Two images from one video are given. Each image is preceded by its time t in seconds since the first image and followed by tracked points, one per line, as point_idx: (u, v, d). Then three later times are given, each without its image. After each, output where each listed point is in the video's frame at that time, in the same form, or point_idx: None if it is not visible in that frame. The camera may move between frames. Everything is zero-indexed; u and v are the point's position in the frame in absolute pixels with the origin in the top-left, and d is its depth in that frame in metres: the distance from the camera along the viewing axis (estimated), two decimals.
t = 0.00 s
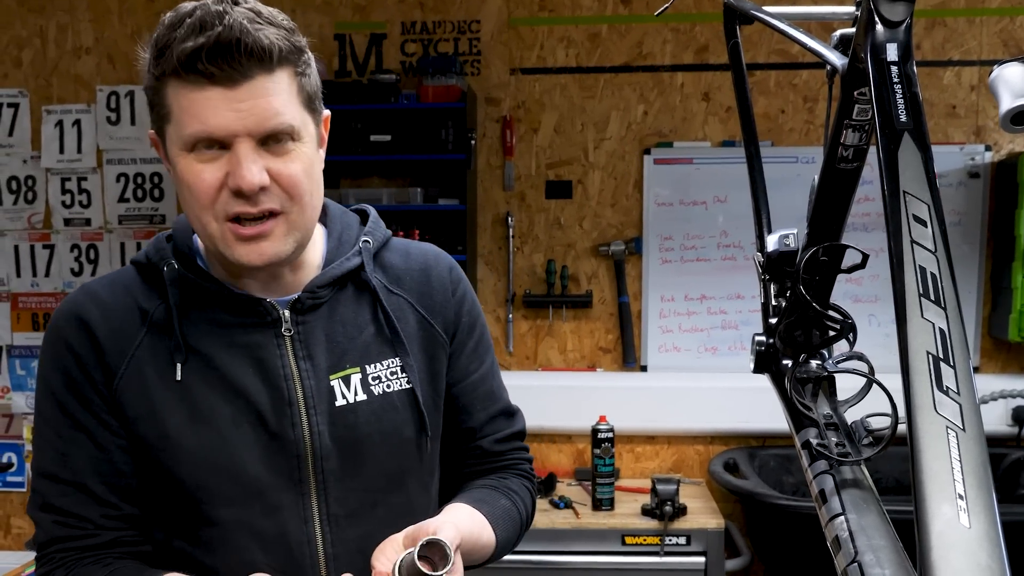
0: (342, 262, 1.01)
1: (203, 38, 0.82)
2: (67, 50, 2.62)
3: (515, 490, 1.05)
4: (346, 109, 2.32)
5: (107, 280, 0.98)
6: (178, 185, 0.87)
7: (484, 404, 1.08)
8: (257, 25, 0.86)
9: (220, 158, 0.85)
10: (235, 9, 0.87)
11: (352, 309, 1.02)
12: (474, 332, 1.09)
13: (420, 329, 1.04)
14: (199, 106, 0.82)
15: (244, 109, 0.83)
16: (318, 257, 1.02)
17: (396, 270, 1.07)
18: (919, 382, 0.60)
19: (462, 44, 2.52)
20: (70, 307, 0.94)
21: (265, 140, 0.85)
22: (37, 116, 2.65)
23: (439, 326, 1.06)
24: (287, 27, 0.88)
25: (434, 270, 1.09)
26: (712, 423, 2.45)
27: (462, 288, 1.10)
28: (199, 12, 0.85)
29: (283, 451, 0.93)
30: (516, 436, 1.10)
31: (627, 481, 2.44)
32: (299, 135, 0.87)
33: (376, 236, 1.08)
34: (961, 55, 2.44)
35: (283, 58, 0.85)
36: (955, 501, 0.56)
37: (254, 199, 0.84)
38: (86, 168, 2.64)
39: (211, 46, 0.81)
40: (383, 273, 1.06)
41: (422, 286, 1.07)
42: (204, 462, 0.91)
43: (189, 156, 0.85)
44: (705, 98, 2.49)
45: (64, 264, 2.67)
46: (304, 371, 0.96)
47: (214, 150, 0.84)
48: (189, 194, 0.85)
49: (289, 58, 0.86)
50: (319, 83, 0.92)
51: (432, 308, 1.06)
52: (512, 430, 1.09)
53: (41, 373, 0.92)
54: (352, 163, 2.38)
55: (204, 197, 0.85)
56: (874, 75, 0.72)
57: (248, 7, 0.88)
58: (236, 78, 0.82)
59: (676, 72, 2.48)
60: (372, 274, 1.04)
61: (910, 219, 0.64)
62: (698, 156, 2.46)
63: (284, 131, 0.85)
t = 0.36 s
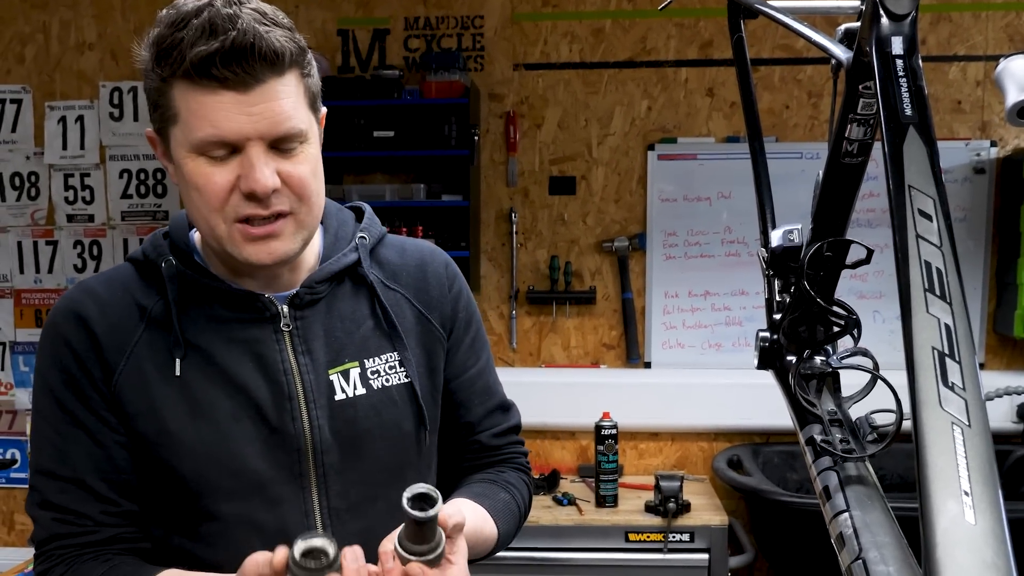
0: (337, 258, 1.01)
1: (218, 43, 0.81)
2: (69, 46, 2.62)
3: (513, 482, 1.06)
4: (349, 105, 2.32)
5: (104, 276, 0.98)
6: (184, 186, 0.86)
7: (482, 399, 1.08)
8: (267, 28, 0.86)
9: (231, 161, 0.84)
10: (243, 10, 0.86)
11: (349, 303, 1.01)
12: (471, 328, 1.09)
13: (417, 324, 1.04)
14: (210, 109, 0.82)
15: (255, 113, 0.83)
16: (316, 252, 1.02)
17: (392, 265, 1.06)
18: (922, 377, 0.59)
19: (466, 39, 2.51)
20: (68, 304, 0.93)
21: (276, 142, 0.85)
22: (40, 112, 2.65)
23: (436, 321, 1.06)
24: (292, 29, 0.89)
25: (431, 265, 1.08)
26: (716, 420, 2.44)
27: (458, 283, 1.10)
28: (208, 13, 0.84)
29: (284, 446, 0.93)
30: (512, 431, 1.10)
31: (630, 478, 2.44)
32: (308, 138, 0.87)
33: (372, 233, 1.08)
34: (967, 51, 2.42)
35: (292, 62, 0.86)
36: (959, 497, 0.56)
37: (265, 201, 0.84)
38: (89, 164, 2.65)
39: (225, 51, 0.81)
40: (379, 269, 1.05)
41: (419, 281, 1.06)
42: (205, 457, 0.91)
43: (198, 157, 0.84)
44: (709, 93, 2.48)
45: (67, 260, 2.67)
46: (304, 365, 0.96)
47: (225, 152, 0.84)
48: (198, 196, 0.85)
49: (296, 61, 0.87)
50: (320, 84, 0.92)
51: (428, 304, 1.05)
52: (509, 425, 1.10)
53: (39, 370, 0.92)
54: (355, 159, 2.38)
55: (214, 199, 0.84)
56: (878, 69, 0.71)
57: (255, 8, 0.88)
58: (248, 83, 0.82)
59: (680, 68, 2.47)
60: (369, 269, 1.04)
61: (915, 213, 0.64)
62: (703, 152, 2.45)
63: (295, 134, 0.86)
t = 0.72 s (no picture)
0: (337, 235, 0.99)
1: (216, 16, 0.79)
2: (62, 24, 2.58)
3: (514, 463, 1.05)
4: (347, 83, 2.27)
5: (96, 254, 0.96)
6: (180, 163, 0.85)
7: (483, 379, 1.07)
8: (265, 2, 0.84)
9: (228, 138, 0.83)
10: None
11: (348, 282, 1.00)
12: (471, 308, 1.08)
13: (418, 303, 1.03)
14: (207, 84, 0.80)
15: (253, 88, 0.80)
16: (313, 230, 1.00)
17: (392, 243, 1.05)
18: (941, 360, 0.57)
19: (466, 16, 2.47)
20: (59, 282, 0.91)
21: (274, 119, 0.83)
22: (34, 91, 2.61)
23: (437, 301, 1.04)
24: (290, 5, 0.87)
25: (430, 244, 1.07)
26: (719, 402, 2.42)
27: (458, 262, 1.09)
28: None
29: (281, 426, 0.92)
30: (513, 411, 1.09)
31: (632, 461, 2.42)
32: (307, 114, 0.86)
33: (370, 211, 1.06)
34: (978, 27, 2.37)
35: (291, 37, 0.83)
36: (981, 485, 0.53)
37: (264, 180, 0.83)
38: (84, 145, 2.61)
39: (224, 26, 0.79)
40: (379, 247, 1.04)
41: (418, 260, 1.05)
42: (200, 438, 0.89)
43: (194, 134, 0.82)
44: (714, 71, 2.43)
45: (63, 242, 2.65)
46: (302, 345, 0.95)
47: (221, 129, 0.82)
48: (195, 173, 0.83)
49: (295, 37, 0.84)
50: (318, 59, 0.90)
51: (429, 283, 1.04)
52: (510, 406, 1.09)
53: (29, 348, 0.89)
54: (353, 139, 2.34)
55: (212, 177, 0.83)
56: (896, 39, 0.67)
57: None
58: (246, 57, 0.79)
59: (685, 45, 2.42)
60: (369, 247, 1.02)
61: (934, 189, 0.61)
62: (707, 131, 2.41)
63: (294, 112, 0.84)
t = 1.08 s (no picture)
0: (342, 203, 0.93)
1: None
2: None
3: (524, 441, 1.01)
4: (351, 44, 2.20)
5: (92, 220, 0.90)
6: (174, 128, 0.80)
7: (492, 354, 1.02)
8: None
9: (225, 103, 0.78)
10: None
11: (353, 252, 0.95)
12: (481, 280, 1.03)
13: (426, 276, 0.98)
14: (202, 45, 0.74)
15: (252, 51, 0.75)
16: (315, 199, 0.94)
17: (399, 212, 1.00)
18: (992, 339, 0.52)
19: None
20: (52, 249, 0.85)
21: (274, 83, 0.78)
22: (33, 55, 2.55)
23: (446, 274, 0.99)
24: None
25: (439, 214, 1.01)
26: (730, 372, 2.37)
27: (468, 233, 1.04)
28: None
29: (284, 403, 0.88)
30: (522, 386, 1.05)
31: (643, 432, 2.39)
32: (309, 78, 0.81)
33: (377, 177, 1.00)
34: None
35: None
36: None
37: (264, 149, 0.78)
38: (85, 110, 2.55)
39: None
40: (385, 216, 0.98)
41: (426, 230, 1.00)
42: (200, 415, 0.85)
43: (189, 97, 0.77)
44: (729, 30, 2.34)
45: (65, 209, 2.61)
46: (305, 318, 0.90)
47: (218, 93, 0.78)
48: (190, 140, 0.79)
49: None
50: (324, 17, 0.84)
51: (437, 255, 0.99)
52: (520, 381, 1.05)
53: (20, 318, 0.84)
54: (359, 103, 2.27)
55: (208, 145, 0.78)
56: None
57: None
58: (244, 18, 0.73)
59: (698, 3, 2.33)
60: (374, 216, 0.97)
61: (982, 150, 0.55)
62: (720, 93, 2.33)
63: (296, 75, 0.79)
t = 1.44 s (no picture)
0: (377, 198, 0.92)
1: None
2: None
3: (562, 442, 0.99)
4: (382, 32, 2.17)
5: (122, 215, 0.89)
6: (211, 119, 0.78)
7: (530, 353, 1.00)
8: None
9: (266, 95, 0.76)
10: None
11: (388, 249, 0.93)
12: (518, 277, 1.01)
13: (464, 273, 0.95)
14: (244, 35, 0.73)
15: (296, 42, 0.74)
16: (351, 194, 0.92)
17: (435, 207, 0.97)
18: None
19: None
20: (83, 245, 0.84)
21: (316, 76, 0.76)
22: (64, 45, 2.57)
23: (483, 271, 0.97)
24: None
25: (476, 209, 0.99)
26: (768, 366, 2.32)
27: (505, 229, 1.01)
28: None
29: (319, 404, 0.86)
30: (559, 386, 1.03)
31: (678, 426, 2.34)
32: (351, 70, 0.79)
33: (413, 171, 0.98)
34: None
35: None
36: None
37: (304, 142, 0.76)
38: (115, 100, 2.57)
39: None
40: (422, 211, 0.96)
41: (463, 225, 0.97)
42: (234, 416, 0.84)
43: (228, 89, 0.76)
44: (767, 14, 2.28)
45: (97, 200, 2.63)
46: (341, 317, 0.88)
47: (258, 85, 0.76)
48: (229, 132, 0.77)
49: None
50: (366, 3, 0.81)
51: (474, 251, 0.97)
52: (556, 380, 1.03)
53: (49, 317, 0.83)
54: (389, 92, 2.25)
55: (247, 137, 0.77)
56: None
57: None
58: (288, 8, 0.71)
59: None
60: (411, 211, 0.95)
61: None
62: (758, 79, 2.27)
63: (338, 67, 0.77)
